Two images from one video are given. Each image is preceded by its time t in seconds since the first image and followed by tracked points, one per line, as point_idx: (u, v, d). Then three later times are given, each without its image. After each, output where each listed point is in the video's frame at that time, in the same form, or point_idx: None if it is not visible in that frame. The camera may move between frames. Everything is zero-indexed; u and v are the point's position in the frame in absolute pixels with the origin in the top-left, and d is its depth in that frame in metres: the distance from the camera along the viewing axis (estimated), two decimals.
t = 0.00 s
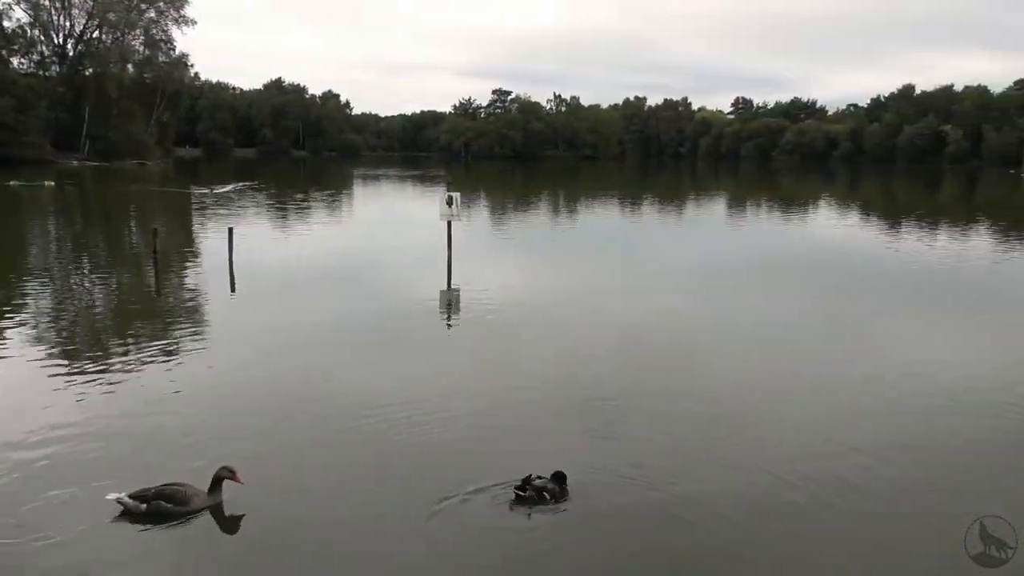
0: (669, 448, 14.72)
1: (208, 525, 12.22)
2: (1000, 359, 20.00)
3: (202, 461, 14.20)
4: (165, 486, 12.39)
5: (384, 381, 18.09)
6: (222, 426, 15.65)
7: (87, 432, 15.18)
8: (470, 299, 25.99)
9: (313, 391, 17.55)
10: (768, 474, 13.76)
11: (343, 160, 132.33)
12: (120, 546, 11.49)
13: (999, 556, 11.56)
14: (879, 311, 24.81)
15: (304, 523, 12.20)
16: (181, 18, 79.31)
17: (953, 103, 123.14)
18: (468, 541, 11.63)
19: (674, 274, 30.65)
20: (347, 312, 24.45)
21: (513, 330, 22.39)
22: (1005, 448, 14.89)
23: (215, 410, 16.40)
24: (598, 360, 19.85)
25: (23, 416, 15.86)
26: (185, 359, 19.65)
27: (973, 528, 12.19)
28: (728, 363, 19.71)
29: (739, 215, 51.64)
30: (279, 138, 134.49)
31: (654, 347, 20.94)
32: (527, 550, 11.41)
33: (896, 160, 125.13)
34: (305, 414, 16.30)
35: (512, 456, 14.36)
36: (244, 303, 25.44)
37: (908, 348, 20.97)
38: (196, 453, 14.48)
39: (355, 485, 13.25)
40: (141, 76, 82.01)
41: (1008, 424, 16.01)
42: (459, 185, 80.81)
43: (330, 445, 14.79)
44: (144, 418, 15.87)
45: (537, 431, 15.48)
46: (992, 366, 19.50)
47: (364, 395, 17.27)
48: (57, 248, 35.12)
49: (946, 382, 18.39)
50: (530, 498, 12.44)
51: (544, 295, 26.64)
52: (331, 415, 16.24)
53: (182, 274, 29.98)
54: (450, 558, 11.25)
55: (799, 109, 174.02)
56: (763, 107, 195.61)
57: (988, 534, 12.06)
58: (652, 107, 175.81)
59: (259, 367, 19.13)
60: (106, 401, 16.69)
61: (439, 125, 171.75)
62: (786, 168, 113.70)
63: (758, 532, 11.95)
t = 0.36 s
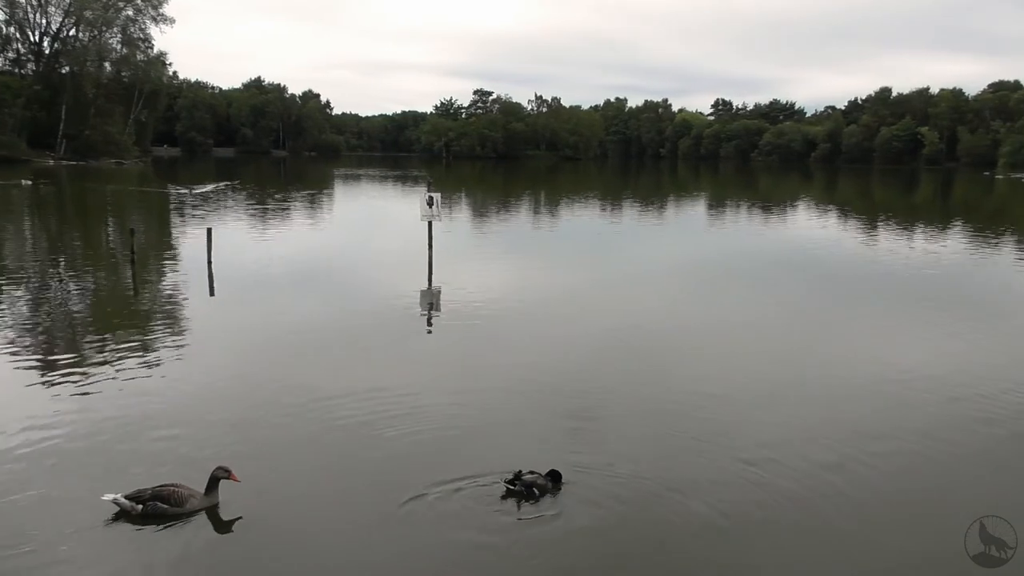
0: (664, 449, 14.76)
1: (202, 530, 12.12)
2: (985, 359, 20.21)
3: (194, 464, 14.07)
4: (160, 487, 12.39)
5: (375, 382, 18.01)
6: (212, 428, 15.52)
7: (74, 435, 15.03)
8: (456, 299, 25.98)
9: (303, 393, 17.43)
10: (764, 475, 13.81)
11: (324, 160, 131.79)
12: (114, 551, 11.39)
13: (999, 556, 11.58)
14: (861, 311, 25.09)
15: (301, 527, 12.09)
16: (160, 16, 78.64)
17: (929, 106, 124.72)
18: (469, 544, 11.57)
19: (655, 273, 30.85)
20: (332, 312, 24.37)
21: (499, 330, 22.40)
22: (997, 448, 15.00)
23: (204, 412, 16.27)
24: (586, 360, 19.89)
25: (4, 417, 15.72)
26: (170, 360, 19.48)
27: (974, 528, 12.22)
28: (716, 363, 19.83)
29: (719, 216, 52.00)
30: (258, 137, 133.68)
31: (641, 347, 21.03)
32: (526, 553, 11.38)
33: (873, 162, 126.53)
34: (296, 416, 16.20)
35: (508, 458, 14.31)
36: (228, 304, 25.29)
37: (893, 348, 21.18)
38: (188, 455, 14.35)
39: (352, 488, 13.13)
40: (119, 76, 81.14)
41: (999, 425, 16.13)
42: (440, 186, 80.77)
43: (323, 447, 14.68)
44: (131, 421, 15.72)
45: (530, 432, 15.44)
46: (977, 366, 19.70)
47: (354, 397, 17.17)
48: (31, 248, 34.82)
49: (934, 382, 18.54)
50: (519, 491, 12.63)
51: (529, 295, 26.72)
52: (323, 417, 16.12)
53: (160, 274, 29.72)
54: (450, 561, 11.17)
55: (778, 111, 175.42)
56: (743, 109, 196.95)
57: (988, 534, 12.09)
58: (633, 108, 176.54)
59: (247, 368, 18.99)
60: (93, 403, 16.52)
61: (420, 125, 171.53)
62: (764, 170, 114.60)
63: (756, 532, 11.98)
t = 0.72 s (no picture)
0: (661, 448, 14.83)
1: (204, 534, 12.09)
2: (974, 359, 20.40)
3: (192, 466, 14.04)
4: (165, 488, 12.45)
5: (370, 383, 18.01)
6: (209, 430, 15.49)
7: (69, 438, 14.98)
8: (446, 300, 26.04)
9: (299, 394, 17.40)
10: (762, 474, 13.91)
11: (310, 160, 131.39)
12: (117, 555, 11.36)
13: (998, 556, 11.62)
14: (849, 310, 25.30)
15: (302, 530, 12.05)
16: (144, 16, 78.12)
17: (912, 107, 125.77)
18: (472, 546, 11.57)
19: (643, 273, 31.05)
20: (323, 313, 24.38)
21: (491, 330, 22.46)
22: (993, 447, 15.12)
23: (199, 414, 16.23)
24: (579, 360, 19.97)
25: None
26: (162, 361, 19.42)
27: (974, 529, 12.25)
28: (708, 363, 19.96)
29: (705, 215, 52.26)
30: (244, 138, 133.15)
31: (632, 347, 21.14)
32: (529, 554, 11.40)
33: (858, 162, 127.52)
34: (293, 417, 16.18)
35: (508, 459, 14.32)
36: (218, 305, 25.24)
37: (883, 348, 21.35)
38: (186, 458, 14.31)
39: (352, 490, 13.11)
40: (103, 76, 80.57)
41: (992, 424, 16.26)
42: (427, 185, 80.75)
43: (322, 448, 14.64)
44: (127, 423, 15.67)
45: (528, 433, 15.47)
46: (968, 366, 19.89)
47: (350, 398, 17.16)
48: (14, 249, 34.62)
49: (927, 382, 18.69)
50: (517, 487, 12.83)
51: (518, 295, 26.83)
52: (320, 418, 16.10)
53: (145, 275, 29.57)
54: (454, 565, 11.16)
55: (764, 111, 176.25)
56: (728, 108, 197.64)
57: (988, 534, 12.14)
58: (620, 108, 176.94)
59: (240, 369, 18.95)
60: (87, 405, 16.46)
61: (407, 125, 171.34)
62: (749, 170, 115.29)
63: (757, 532, 12.04)
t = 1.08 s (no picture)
0: (658, 448, 14.88)
1: (205, 535, 12.02)
2: (962, 359, 20.59)
3: (190, 467, 13.93)
4: (169, 488, 12.43)
5: (361, 383, 17.97)
6: (203, 431, 15.41)
7: (62, 438, 14.83)
8: (433, 300, 26.07)
9: (291, 394, 17.32)
10: (760, 474, 13.99)
11: (292, 160, 130.67)
12: (119, 558, 11.26)
13: (998, 556, 11.68)
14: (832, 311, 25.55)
15: (304, 532, 11.97)
16: (125, 13, 77.29)
17: (892, 109, 126.85)
18: (475, 548, 11.54)
19: (626, 274, 31.26)
20: (306, 313, 24.35)
21: (479, 330, 22.49)
22: (988, 448, 15.22)
23: (192, 415, 16.13)
24: (568, 360, 20.05)
25: None
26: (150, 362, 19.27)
27: (974, 529, 12.31)
28: (696, 363, 20.07)
29: (688, 216, 52.55)
30: (226, 137, 132.24)
31: (617, 347, 21.24)
32: (533, 556, 11.38)
33: (839, 164, 128.42)
34: (287, 418, 16.10)
35: (507, 459, 14.31)
36: (199, 304, 25.14)
37: (868, 347, 21.56)
38: (184, 459, 14.22)
39: (353, 493, 13.04)
40: (82, 74, 79.67)
41: (985, 425, 16.40)
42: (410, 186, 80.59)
43: (320, 449, 14.58)
44: (119, 424, 15.54)
45: (525, 434, 15.45)
46: (956, 366, 20.07)
47: (343, 398, 17.09)
48: None
49: (917, 382, 18.82)
50: (511, 484, 12.85)
51: (503, 295, 26.91)
52: (315, 419, 16.02)
53: (125, 276, 29.31)
54: (457, 567, 11.12)
55: (745, 113, 177.31)
56: (710, 110, 198.64)
57: (987, 533, 12.20)
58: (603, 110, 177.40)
59: (230, 370, 18.83)
60: (77, 406, 16.30)
61: (390, 125, 170.87)
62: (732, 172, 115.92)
63: (757, 532, 12.10)
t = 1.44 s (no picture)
0: (653, 447, 15.03)
1: (205, 536, 12.01)
2: (947, 359, 20.87)
3: (186, 469, 13.90)
4: (168, 489, 12.49)
5: (351, 384, 17.96)
6: (198, 432, 15.36)
7: (55, 440, 14.76)
8: (417, 299, 26.11)
9: (282, 395, 17.29)
10: (756, 473, 14.16)
11: (271, 160, 129.86)
12: (120, 560, 11.24)
13: (998, 556, 11.79)
14: (813, 310, 25.86)
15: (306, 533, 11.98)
16: (100, 11, 76.48)
17: (868, 111, 128.22)
18: (478, 548, 11.59)
19: (607, 273, 31.49)
20: (289, 313, 24.31)
21: (464, 330, 22.56)
22: (980, 447, 15.40)
23: (185, 416, 16.09)
24: (555, 360, 20.16)
25: None
26: (136, 363, 19.16)
27: (975, 530, 12.41)
28: (684, 362, 20.27)
29: (667, 216, 52.91)
30: (205, 137, 131.18)
31: (603, 346, 21.38)
32: (536, 555, 11.44)
33: (816, 165, 129.67)
34: (281, 418, 16.07)
35: (504, 459, 14.36)
36: (178, 305, 25.04)
37: (851, 346, 21.84)
38: (180, 460, 14.19)
39: (352, 494, 13.06)
40: (57, 73, 78.81)
41: (978, 424, 16.60)
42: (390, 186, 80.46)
43: (317, 450, 14.57)
44: (111, 426, 15.48)
45: (521, 434, 15.51)
46: (943, 365, 20.33)
47: (335, 399, 17.07)
48: None
49: (906, 381, 19.05)
50: (501, 481, 13.05)
51: (487, 295, 27.01)
52: (309, 420, 15.99)
53: (101, 276, 29.03)
54: (462, 568, 11.14)
55: (724, 114, 178.53)
56: (688, 110, 199.74)
57: (988, 534, 12.31)
58: (582, 110, 177.94)
59: (219, 371, 18.76)
60: (66, 408, 16.20)
61: (369, 125, 170.33)
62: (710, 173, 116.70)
63: (757, 531, 12.23)
